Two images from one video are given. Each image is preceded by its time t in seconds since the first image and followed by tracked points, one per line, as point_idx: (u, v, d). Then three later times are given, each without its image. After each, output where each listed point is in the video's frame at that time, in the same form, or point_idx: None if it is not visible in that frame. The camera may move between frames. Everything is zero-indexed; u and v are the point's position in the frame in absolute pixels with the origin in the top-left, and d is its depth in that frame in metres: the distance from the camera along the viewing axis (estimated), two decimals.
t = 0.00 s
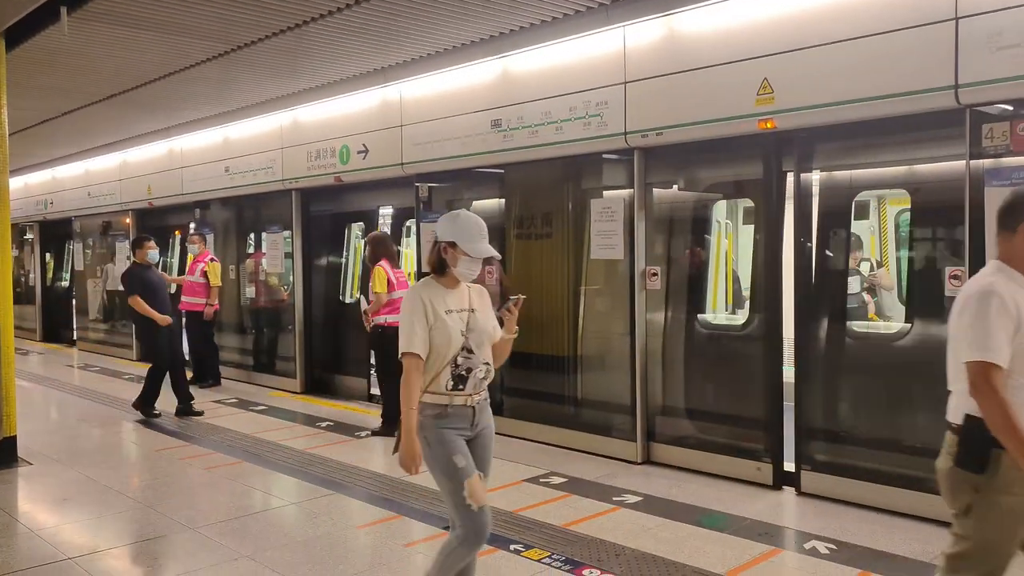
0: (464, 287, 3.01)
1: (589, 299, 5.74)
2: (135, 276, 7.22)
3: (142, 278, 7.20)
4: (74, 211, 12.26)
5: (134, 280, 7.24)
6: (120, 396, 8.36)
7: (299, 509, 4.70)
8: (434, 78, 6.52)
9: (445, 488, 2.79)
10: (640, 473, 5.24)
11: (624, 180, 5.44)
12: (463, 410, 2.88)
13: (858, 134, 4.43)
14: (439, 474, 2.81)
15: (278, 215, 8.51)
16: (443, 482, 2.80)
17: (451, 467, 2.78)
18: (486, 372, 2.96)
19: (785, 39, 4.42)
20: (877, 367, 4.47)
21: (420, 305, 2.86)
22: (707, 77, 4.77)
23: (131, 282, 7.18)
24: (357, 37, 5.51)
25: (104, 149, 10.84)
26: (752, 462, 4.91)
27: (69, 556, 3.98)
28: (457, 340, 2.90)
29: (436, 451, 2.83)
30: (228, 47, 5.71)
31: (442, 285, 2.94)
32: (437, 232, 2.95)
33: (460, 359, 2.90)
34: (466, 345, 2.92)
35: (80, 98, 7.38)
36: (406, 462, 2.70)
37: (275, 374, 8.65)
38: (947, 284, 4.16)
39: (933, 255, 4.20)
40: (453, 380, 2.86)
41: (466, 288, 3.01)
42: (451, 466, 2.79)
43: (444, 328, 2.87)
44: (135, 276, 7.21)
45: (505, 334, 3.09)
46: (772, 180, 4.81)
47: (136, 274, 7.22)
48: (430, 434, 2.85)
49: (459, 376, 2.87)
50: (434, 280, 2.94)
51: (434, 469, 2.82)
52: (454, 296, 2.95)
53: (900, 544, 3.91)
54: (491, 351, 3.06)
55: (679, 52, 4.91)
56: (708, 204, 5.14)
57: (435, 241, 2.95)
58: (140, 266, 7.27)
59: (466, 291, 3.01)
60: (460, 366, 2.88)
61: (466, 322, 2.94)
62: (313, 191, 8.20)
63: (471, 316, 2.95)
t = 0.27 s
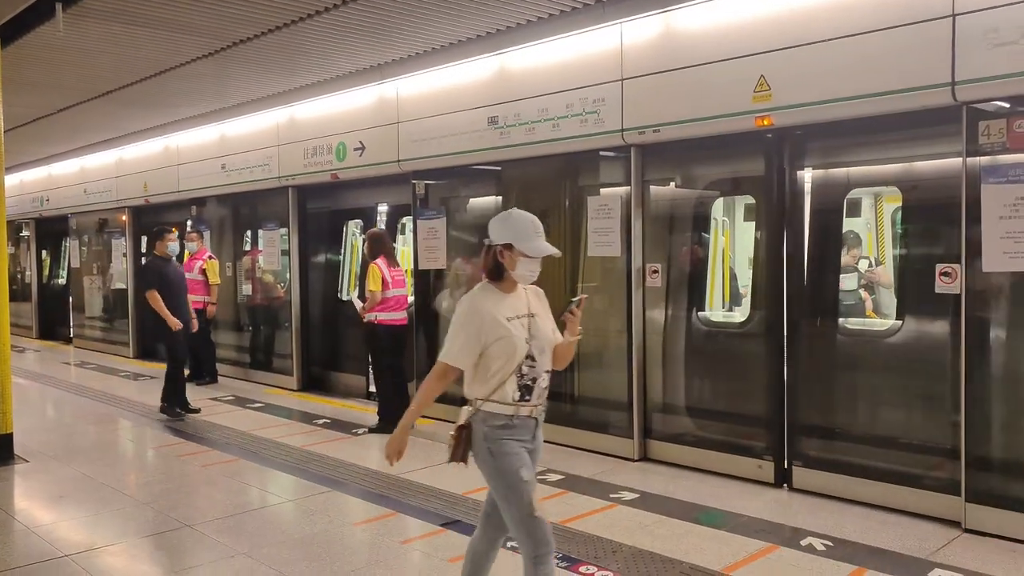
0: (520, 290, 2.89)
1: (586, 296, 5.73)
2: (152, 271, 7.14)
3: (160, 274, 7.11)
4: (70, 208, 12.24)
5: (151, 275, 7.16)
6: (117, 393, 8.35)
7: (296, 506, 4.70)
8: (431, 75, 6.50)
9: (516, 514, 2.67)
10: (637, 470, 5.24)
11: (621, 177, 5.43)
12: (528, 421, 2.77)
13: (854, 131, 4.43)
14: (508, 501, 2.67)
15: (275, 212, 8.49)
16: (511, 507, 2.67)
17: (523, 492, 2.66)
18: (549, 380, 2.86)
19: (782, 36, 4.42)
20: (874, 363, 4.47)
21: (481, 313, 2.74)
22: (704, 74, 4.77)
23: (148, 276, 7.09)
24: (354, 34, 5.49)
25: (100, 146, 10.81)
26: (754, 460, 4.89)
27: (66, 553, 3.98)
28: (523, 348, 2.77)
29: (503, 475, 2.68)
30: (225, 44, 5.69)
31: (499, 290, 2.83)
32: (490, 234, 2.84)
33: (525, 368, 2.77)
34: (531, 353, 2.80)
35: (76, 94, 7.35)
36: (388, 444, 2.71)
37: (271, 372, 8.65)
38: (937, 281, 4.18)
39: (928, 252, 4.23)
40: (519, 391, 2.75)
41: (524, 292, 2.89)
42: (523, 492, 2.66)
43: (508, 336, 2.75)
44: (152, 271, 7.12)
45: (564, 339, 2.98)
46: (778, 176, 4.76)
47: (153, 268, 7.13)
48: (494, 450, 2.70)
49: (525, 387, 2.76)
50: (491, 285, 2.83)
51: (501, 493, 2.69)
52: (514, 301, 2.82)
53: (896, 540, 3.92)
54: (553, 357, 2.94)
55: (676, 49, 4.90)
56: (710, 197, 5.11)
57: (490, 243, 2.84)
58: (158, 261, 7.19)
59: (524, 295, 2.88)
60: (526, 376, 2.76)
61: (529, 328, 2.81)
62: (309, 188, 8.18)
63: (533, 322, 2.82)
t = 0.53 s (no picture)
0: (581, 282, 2.84)
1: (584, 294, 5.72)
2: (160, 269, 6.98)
3: (165, 272, 6.92)
4: (66, 206, 12.21)
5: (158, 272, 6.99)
6: (114, 391, 8.33)
7: (293, 504, 4.70)
8: (429, 73, 6.49)
9: (565, 518, 2.65)
10: (635, 468, 5.24)
11: (619, 175, 5.43)
12: (596, 420, 2.71)
13: (850, 128, 4.43)
14: (561, 504, 2.64)
15: (272, 210, 8.48)
16: (563, 511, 2.65)
17: (580, 499, 2.63)
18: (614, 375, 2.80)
19: (780, 34, 4.41)
20: (871, 362, 4.47)
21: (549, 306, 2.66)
22: (702, 71, 4.77)
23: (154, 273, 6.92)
24: (352, 31, 5.48)
25: (97, 143, 10.79)
26: (754, 458, 4.90)
27: (63, 551, 3.97)
28: (593, 341, 2.71)
29: (563, 479, 2.63)
30: (221, 41, 5.67)
31: (562, 282, 2.77)
32: (545, 225, 2.80)
33: (595, 364, 2.71)
34: (599, 348, 2.73)
35: (72, 92, 7.33)
36: (487, 469, 2.62)
37: (269, 369, 8.64)
38: (930, 279, 4.20)
39: (924, 250, 4.22)
40: (590, 387, 2.69)
41: (586, 284, 2.83)
42: (581, 500, 2.63)
43: (578, 330, 2.68)
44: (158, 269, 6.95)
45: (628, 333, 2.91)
46: (778, 174, 4.75)
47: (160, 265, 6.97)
48: (562, 451, 2.64)
49: (594, 383, 2.70)
50: (552, 277, 2.78)
51: (555, 495, 2.65)
52: (579, 294, 2.76)
53: (894, 538, 3.93)
54: (618, 351, 2.87)
55: (673, 48, 4.90)
56: (709, 199, 5.12)
57: (546, 233, 2.80)
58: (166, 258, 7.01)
59: (587, 286, 2.83)
60: (596, 372, 2.71)
61: (597, 321, 2.75)
62: (307, 186, 8.17)
63: (600, 315, 2.76)
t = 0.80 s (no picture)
0: (652, 287, 2.69)
1: (582, 292, 5.73)
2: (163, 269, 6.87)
3: (162, 274, 6.78)
4: (64, 204, 12.19)
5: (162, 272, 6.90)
6: (111, 390, 8.33)
7: (291, 502, 4.70)
8: (427, 71, 6.49)
9: (607, 527, 2.53)
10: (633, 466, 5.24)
11: (617, 173, 5.43)
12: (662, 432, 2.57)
13: (848, 127, 4.43)
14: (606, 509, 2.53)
15: (270, 208, 8.47)
16: (607, 517, 2.53)
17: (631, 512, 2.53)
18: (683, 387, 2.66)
19: (777, 33, 4.42)
20: (869, 360, 4.47)
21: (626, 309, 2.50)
22: (700, 70, 4.77)
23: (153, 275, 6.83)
24: (349, 29, 5.48)
25: (95, 142, 10.78)
26: (752, 456, 4.89)
27: (60, 549, 3.97)
28: (665, 351, 2.57)
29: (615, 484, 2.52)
30: (219, 39, 5.67)
31: (638, 285, 2.61)
32: (615, 226, 2.67)
33: (663, 374, 2.58)
34: (669, 357, 2.60)
35: (69, 90, 7.32)
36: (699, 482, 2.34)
37: (267, 367, 8.64)
38: (927, 277, 4.21)
39: (922, 248, 4.22)
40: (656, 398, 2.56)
41: (658, 289, 2.69)
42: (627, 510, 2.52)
43: (655, 337, 2.53)
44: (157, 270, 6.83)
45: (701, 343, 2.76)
46: (776, 172, 4.74)
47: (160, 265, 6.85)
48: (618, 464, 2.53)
49: (661, 394, 2.57)
50: (626, 278, 2.61)
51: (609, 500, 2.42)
52: (652, 299, 2.62)
53: (892, 536, 3.93)
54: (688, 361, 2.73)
55: (671, 46, 4.90)
56: (709, 196, 5.07)
57: (619, 234, 2.66)
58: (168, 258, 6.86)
59: (659, 292, 2.69)
60: (664, 382, 2.58)
61: (669, 329, 2.62)
62: (305, 184, 8.16)
63: (671, 322, 2.62)
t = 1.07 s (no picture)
0: (747, 282, 2.56)
1: (580, 290, 5.73)
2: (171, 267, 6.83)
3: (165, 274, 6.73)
4: (61, 201, 12.17)
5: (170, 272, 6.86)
6: (109, 387, 8.32)
7: (289, 500, 4.70)
8: (424, 68, 6.48)
9: (731, 544, 2.42)
10: (630, 464, 5.24)
11: (615, 170, 5.42)
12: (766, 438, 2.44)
13: (846, 125, 4.43)
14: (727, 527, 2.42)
15: (267, 205, 8.46)
16: (728, 535, 2.42)
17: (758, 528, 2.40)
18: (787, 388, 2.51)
19: (775, 30, 4.42)
20: (866, 357, 4.48)
21: (718, 307, 2.39)
22: (698, 67, 4.76)
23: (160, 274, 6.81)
24: (347, 26, 5.47)
25: (92, 139, 10.76)
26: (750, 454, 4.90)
27: (57, 547, 3.96)
28: (765, 349, 2.43)
29: (730, 499, 2.41)
30: (216, 36, 5.66)
31: (732, 281, 2.49)
32: (706, 219, 2.54)
33: (764, 374, 2.44)
34: (770, 357, 2.45)
35: (66, 87, 7.31)
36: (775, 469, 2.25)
37: (265, 365, 8.63)
38: (924, 275, 4.20)
39: (918, 246, 4.24)
40: (757, 401, 2.43)
41: (753, 284, 2.55)
42: (747, 525, 2.40)
43: (751, 335, 2.40)
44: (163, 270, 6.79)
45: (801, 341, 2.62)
46: (774, 169, 4.74)
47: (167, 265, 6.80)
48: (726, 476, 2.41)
49: (763, 397, 2.44)
50: (719, 274, 2.49)
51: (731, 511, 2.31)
52: (747, 295, 2.49)
53: (889, 533, 3.94)
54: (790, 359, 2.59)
55: (669, 43, 4.90)
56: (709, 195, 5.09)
57: (710, 227, 2.54)
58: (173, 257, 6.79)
59: (754, 288, 2.55)
60: (764, 384, 2.44)
61: (767, 325, 2.48)
62: (302, 181, 8.15)
63: (769, 319, 2.49)
